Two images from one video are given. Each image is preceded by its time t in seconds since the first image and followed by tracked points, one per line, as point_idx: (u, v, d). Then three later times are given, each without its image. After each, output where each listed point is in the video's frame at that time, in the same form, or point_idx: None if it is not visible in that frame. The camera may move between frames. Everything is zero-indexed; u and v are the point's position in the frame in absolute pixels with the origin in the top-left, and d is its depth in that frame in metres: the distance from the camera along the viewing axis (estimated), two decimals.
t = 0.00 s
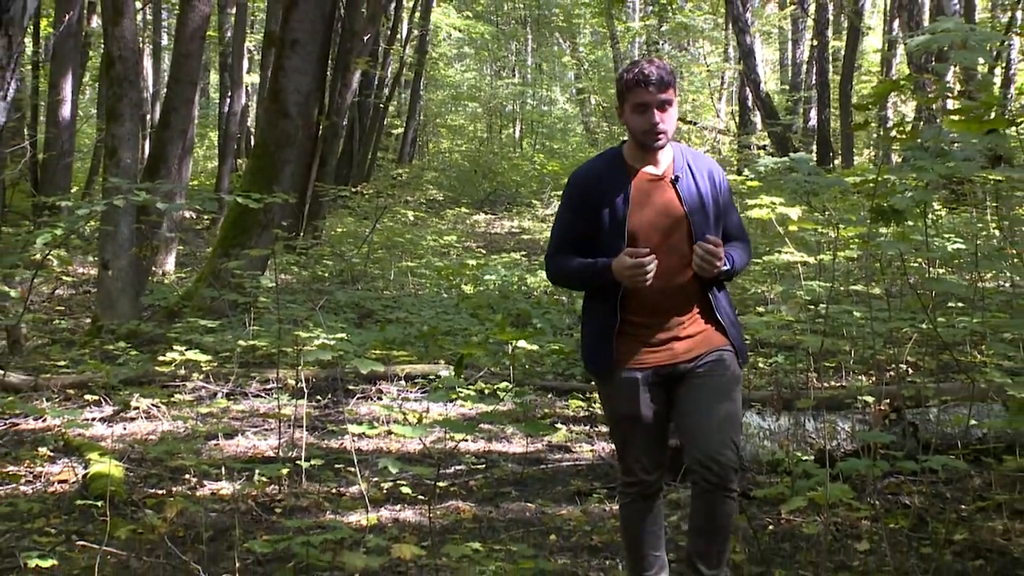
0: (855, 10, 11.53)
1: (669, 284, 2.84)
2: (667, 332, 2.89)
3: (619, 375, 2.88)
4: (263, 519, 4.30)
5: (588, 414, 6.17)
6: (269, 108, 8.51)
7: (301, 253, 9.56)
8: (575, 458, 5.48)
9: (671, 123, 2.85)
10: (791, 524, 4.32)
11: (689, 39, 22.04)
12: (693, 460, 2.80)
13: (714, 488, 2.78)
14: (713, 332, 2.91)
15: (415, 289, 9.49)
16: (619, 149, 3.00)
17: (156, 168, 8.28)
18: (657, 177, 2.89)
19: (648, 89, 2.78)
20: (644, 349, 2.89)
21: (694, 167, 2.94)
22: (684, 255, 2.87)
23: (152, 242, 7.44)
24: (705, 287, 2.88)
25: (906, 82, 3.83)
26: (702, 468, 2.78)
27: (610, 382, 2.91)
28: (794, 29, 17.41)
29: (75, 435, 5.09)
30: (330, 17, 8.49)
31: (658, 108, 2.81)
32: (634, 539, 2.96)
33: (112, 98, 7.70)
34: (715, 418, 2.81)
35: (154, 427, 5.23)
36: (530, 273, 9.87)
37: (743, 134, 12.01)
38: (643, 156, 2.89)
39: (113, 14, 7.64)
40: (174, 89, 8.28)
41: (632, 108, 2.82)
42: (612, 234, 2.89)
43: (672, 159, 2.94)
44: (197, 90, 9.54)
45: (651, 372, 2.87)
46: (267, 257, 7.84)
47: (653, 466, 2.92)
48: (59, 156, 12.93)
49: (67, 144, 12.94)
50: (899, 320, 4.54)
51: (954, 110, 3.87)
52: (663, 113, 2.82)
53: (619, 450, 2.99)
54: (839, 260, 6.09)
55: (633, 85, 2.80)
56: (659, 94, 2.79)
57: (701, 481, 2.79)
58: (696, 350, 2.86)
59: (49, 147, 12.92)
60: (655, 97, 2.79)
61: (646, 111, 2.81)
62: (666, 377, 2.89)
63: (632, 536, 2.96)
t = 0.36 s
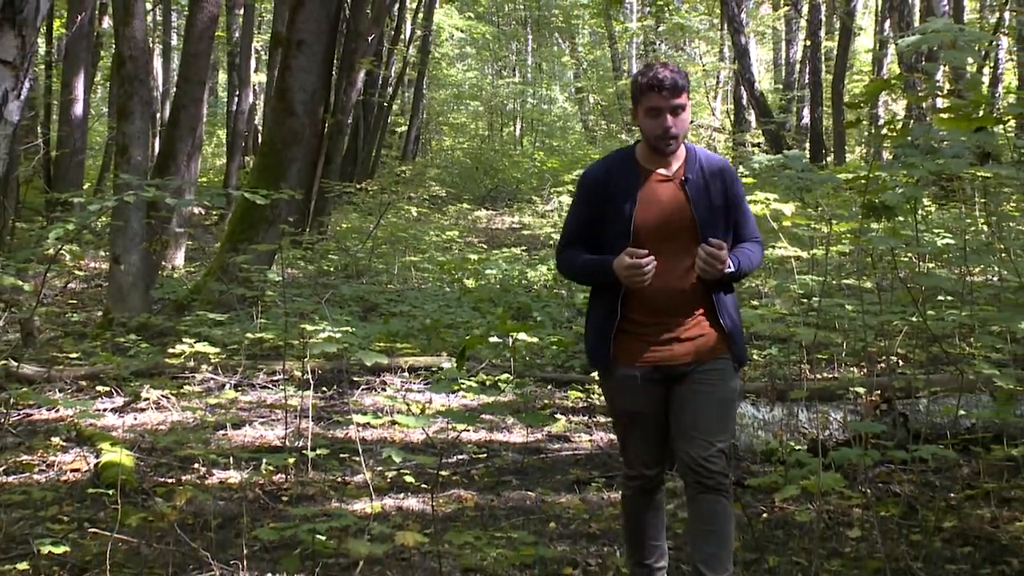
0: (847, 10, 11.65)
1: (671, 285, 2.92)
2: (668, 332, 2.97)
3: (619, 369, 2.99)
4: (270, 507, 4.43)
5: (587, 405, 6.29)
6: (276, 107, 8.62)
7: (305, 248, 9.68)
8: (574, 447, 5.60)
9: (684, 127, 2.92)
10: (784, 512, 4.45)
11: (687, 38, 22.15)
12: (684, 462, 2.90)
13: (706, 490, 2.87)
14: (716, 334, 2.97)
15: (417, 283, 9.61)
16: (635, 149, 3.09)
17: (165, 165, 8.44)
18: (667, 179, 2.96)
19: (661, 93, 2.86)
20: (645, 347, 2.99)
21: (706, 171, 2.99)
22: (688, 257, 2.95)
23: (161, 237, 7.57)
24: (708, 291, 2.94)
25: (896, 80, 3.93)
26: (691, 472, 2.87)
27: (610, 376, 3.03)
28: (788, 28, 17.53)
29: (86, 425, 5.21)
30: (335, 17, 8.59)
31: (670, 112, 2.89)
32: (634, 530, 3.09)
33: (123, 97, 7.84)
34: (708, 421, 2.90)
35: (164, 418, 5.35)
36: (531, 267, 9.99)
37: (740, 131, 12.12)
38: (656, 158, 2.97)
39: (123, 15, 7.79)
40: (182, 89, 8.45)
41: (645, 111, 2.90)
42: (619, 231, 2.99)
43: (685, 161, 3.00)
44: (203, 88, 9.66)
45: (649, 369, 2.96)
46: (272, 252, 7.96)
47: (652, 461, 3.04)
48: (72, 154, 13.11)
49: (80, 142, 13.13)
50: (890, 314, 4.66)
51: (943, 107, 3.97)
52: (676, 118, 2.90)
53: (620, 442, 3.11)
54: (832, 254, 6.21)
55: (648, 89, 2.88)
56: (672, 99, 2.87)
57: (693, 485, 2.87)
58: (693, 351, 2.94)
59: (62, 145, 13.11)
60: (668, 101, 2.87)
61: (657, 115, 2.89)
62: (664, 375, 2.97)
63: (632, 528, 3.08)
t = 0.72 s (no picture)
0: (840, 11, 11.74)
1: (691, 281, 2.92)
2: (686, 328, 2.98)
3: (634, 359, 3.02)
4: (276, 496, 4.54)
5: (585, 396, 6.40)
6: (281, 105, 8.73)
7: (308, 242, 9.79)
8: (572, 437, 5.72)
9: (717, 125, 2.90)
10: (778, 501, 4.57)
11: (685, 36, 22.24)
12: (695, 459, 2.97)
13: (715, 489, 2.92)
14: (734, 335, 2.96)
15: (420, 277, 9.71)
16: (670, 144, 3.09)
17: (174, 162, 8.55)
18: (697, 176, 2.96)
19: (694, 91, 2.85)
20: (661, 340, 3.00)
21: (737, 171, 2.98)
22: (711, 255, 2.93)
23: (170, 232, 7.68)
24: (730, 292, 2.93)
25: (887, 80, 4.02)
26: (699, 467, 2.94)
27: (626, 365, 3.06)
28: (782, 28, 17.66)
29: (97, 416, 5.32)
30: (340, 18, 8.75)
31: (703, 110, 2.88)
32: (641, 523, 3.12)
33: (132, 96, 7.96)
34: (721, 421, 2.93)
35: (173, 409, 5.45)
36: (531, 262, 10.10)
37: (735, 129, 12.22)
38: (688, 154, 2.97)
39: (133, 15, 7.88)
40: (191, 88, 8.55)
41: (679, 107, 2.90)
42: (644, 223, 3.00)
43: (718, 161, 3.00)
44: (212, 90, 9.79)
45: (665, 363, 2.98)
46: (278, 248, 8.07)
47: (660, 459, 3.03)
48: (84, 151, 13.26)
49: (91, 140, 13.28)
50: (882, 307, 4.76)
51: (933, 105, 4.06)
52: (710, 115, 2.88)
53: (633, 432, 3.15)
54: (825, 249, 6.31)
55: (684, 85, 2.87)
56: (707, 96, 2.86)
57: (700, 480, 2.95)
58: (709, 350, 2.94)
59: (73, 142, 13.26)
60: (703, 99, 2.86)
61: (690, 110, 2.88)
62: (679, 371, 2.98)
63: (641, 523, 3.11)
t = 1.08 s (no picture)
0: (833, 12, 11.84)
1: (711, 276, 2.88)
2: (704, 324, 2.92)
3: (650, 354, 2.95)
4: (281, 487, 4.64)
5: (584, 389, 6.50)
6: (286, 104, 8.84)
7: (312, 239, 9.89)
8: (571, 430, 5.82)
9: (740, 120, 2.87)
10: (773, 492, 4.67)
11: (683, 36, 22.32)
12: (701, 456, 3.04)
13: (722, 485, 3.01)
14: (752, 333, 2.92)
15: (422, 273, 9.80)
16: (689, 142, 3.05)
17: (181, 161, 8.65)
18: (719, 173, 2.92)
19: (719, 84, 2.83)
20: (679, 335, 2.94)
21: (758, 167, 2.94)
22: (732, 250, 2.89)
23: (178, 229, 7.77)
24: (749, 289, 2.88)
25: (880, 80, 4.10)
26: (706, 463, 3.03)
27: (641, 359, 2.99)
28: (777, 29, 17.77)
29: (106, 409, 5.43)
30: (344, 18, 8.84)
31: (727, 103, 2.85)
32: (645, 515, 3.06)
33: (141, 96, 8.06)
34: (731, 419, 2.97)
35: (180, 402, 5.52)
36: (531, 258, 10.19)
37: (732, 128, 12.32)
38: (709, 149, 2.93)
39: (140, 16, 7.95)
40: (197, 87, 8.66)
41: (702, 100, 2.86)
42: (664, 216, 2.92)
43: (739, 158, 2.96)
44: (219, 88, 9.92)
45: (682, 360, 2.93)
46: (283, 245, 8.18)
47: (661, 452, 2.89)
48: (93, 150, 13.40)
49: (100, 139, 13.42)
50: (874, 302, 4.87)
51: (924, 106, 4.14)
52: (733, 109, 2.85)
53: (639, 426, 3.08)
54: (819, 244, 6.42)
55: (707, 79, 2.85)
56: (730, 90, 2.84)
57: (706, 475, 3.04)
58: (726, 346, 2.92)
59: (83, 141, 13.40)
60: (726, 92, 2.84)
61: (713, 103, 2.85)
62: (695, 368, 2.94)
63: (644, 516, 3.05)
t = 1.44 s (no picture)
0: (828, 14, 11.94)
1: (717, 274, 2.94)
2: (709, 321, 2.98)
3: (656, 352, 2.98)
4: (287, 480, 4.73)
5: (583, 384, 6.60)
6: (291, 104, 8.95)
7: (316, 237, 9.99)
8: (571, 424, 5.91)
9: (748, 118, 2.93)
10: (768, 485, 4.77)
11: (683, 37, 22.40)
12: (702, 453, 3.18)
13: (721, 479, 3.17)
14: (754, 331, 3.00)
15: (424, 270, 9.89)
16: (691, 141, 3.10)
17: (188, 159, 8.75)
18: (724, 172, 2.98)
19: (731, 82, 2.89)
20: (684, 332, 2.99)
21: (761, 166, 3.01)
22: (736, 250, 2.96)
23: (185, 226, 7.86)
24: (753, 287, 2.96)
25: (874, 81, 4.19)
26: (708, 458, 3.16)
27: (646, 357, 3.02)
28: (772, 29, 17.85)
29: (114, 403, 5.52)
30: (348, 19, 8.90)
31: (736, 103, 2.90)
32: (668, 516, 2.90)
33: (149, 96, 8.16)
34: (735, 414, 3.08)
35: (187, 397, 5.63)
36: (530, 255, 10.29)
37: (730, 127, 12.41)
38: (716, 148, 2.98)
39: (148, 17, 8.06)
40: (204, 87, 8.76)
41: (712, 98, 2.91)
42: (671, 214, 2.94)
43: (742, 156, 3.03)
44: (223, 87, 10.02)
45: (688, 357, 2.97)
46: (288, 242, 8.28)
47: (689, 437, 2.86)
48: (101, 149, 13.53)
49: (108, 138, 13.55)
50: (868, 299, 4.97)
51: (918, 106, 4.22)
52: (741, 107, 2.91)
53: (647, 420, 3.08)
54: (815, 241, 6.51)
55: (717, 77, 2.91)
56: (739, 89, 2.90)
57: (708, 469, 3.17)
58: (730, 344, 2.98)
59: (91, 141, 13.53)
60: (736, 90, 2.90)
61: (723, 100, 2.90)
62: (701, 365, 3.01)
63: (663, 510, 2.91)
